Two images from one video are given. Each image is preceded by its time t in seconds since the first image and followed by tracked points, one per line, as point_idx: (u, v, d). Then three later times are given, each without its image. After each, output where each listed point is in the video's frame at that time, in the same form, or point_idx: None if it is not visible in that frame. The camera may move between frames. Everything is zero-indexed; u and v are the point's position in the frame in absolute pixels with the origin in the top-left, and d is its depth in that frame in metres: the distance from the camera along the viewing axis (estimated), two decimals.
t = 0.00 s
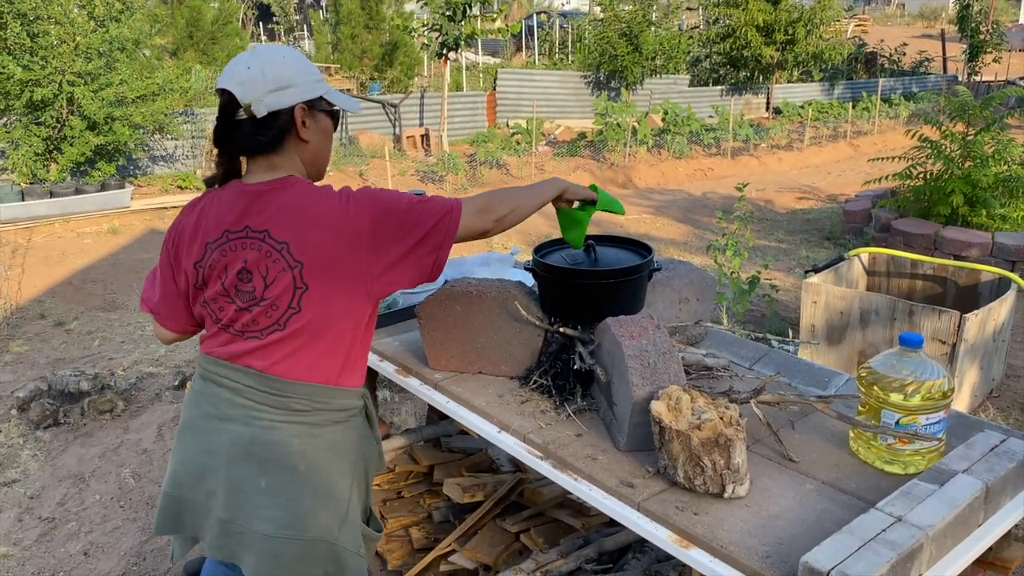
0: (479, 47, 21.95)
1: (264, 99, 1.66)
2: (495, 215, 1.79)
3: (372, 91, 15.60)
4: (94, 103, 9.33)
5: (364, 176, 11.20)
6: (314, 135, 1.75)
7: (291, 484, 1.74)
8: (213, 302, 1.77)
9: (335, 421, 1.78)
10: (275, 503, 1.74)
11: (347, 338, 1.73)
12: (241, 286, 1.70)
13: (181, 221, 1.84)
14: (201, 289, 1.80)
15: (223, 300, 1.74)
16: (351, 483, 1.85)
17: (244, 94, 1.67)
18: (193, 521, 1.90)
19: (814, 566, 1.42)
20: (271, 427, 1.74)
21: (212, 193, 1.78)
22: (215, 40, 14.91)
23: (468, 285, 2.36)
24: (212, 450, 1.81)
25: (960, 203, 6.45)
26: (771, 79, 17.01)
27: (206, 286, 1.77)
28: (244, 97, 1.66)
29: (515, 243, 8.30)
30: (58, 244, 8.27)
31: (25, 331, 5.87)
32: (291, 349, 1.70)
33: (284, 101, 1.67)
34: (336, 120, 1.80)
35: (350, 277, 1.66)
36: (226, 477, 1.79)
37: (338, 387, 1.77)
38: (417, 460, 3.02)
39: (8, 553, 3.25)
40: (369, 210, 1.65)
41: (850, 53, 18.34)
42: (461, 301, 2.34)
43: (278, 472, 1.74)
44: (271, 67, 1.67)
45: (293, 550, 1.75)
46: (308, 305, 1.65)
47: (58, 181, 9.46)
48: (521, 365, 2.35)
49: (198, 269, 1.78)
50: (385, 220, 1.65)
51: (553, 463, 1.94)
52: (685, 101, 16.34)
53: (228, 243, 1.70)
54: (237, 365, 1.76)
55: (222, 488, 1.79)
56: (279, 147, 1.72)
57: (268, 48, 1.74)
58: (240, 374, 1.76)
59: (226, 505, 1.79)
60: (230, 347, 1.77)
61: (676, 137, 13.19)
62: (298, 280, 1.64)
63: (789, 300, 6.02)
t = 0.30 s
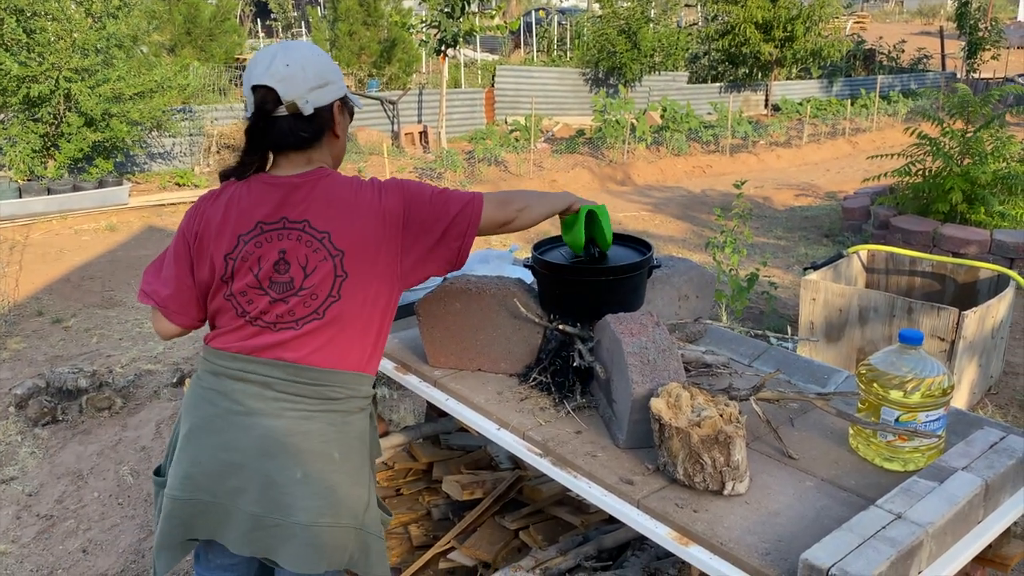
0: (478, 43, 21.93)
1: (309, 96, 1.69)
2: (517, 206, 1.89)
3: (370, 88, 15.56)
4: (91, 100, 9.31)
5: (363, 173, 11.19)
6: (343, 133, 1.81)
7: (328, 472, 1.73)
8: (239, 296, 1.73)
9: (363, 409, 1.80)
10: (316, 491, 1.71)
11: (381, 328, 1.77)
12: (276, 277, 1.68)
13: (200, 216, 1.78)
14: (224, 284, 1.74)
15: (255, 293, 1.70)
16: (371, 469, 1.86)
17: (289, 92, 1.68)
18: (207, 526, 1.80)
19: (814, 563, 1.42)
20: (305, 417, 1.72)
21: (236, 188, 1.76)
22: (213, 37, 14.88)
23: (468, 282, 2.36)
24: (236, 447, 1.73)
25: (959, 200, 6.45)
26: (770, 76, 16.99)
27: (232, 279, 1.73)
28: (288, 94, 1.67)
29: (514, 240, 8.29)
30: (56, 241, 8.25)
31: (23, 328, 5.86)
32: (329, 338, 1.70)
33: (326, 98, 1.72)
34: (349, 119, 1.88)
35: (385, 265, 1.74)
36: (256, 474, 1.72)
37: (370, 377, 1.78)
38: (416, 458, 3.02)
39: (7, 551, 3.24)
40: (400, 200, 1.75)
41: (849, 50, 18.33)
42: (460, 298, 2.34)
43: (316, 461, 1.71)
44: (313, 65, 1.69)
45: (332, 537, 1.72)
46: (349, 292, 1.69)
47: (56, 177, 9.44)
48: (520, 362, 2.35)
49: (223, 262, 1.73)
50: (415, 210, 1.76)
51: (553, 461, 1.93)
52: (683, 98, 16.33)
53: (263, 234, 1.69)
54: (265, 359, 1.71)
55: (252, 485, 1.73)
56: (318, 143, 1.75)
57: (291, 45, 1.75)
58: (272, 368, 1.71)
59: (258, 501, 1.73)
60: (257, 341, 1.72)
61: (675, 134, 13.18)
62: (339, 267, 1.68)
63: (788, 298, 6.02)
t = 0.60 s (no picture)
0: (477, 40, 21.90)
1: (308, 91, 1.69)
2: (512, 200, 1.89)
3: (369, 84, 15.52)
4: (89, 95, 9.29)
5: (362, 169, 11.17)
6: (337, 129, 1.83)
7: (328, 467, 1.73)
8: (235, 288, 1.72)
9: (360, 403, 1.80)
10: (316, 486, 1.71)
11: (376, 317, 1.77)
12: (273, 267, 1.68)
13: (196, 210, 1.77)
14: (221, 277, 1.73)
15: (251, 284, 1.69)
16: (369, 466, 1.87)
17: (289, 89, 1.68)
18: (206, 523, 1.79)
19: (815, 561, 1.42)
20: (305, 412, 1.72)
21: (231, 181, 1.76)
22: (212, 33, 14.86)
23: (468, 279, 2.36)
24: (234, 444, 1.73)
25: (958, 197, 6.44)
26: (769, 73, 16.99)
27: (228, 271, 1.72)
28: (289, 90, 1.67)
29: (513, 237, 8.28)
30: (54, 237, 8.23)
31: (21, 324, 5.85)
32: (325, 327, 1.70)
33: (324, 93, 1.73)
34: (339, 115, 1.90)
35: (379, 253, 1.74)
36: (255, 469, 1.72)
37: (366, 368, 1.78)
38: (416, 454, 3.01)
39: (6, 547, 3.24)
40: (392, 188, 1.76)
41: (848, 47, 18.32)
42: (461, 295, 2.34)
43: (316, 456, 1.71)
44: (312, 61, 1.70)
45: (334, 533, 1.72)
46: (344, 280, 1.69)
47: (54, 173, 9.43)
48: (520, 359, 2.35)
49: (220, 255, 1.72)
50: (407, 198, 1.77)
51: (553, 457, 1.93)
52: (683, 95, 16.32)
53: (259, 224, 1.69)
54: (262, 350, 1.70)
55: (251, 481, 1.72)
56: (316, 138, 1.76)
57: (285, 41, 1.74)
58: (269, 361, 1.70)
59: (257, 497, 1.73)
60: (253, 332, 1.71)
61: (675, 131, 13.17)
62: (334, 255, 1.68)
63: (788, 295, 6.01)
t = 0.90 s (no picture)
0: (476, 36, 21.88)
1: (296, 86, 1.69)
2: (500, 203, 1.86)
3: (368, 81, 15.48)
4: (88, 91, 9.26)
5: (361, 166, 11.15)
6: (326, 126, 1.82)
7: (310, 467, 1.71)
8: (219, 281, 1.71)
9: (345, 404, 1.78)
10: (297, 485, 1.69)
11: (360, 318, 1.74)
12: (256, 260, 1.67)
13: (186, 200, 1.78)
14: (205, 268, 1.73)
15: (235, 277, 1.69)
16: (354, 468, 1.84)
17: (276, 85, 1.67)
18: (187, 521, 1.78)
19: (818, 559, 1.42)
20: (289, 411, 1.70)
21: (221, 174, 1.76)
22: (211, 28, 14.85)
23: (469, 276, 2.35)
24: (216, 441, 1.72)
25: (958, 194, 6.43)
26: (769, 70, 16.98)
27: (213, 262, 1.71)
28: (276, 86, 1.67)
29: (513, 234, 8.27)
30: (53, 233, 8.22)
31: (20, 320, 5.84)
32: (307, 324, 1.68)
33: (311, 89, 1.72)
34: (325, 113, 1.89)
35: (364, 254, 1.72)
36: (237, 467, 1.71)
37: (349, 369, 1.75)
38: (417, 451, 3.01)
39: (6, 544, 3.23)
40: (380, 189, 1.74)
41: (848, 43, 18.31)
42: (462, 292, 2.33)
43: (297, 455, 1.70)
44: (298, 57, 1.69)
45: (314, 534, 1.70)
46: (327, 279, 1.67)
47: (53, 169, 9.41)
48: (522, 357, 2.34)
49: (205, 246, 1.72)
50: (395, 199, 1.74)
51: (554, 455, 1.92)
52: (682, 92, 16.31)
53: (245, 218, 1.69)
54: (245, 345, 1.69)
55: (231, 479, 1.72)
56: (305, 134, 1.75)
57: (270, 39, 1.74)
58: (253, 356, 1.69)
59: (238, 495, 1.71)
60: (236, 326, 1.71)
61: (674, 128, 13.17)
62: (318, 252, 1.66)
63: (788, 292, 6.01)
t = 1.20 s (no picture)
0: (475, 33, 21.85)
1: (248, 77, 1.66)
2: (461, 177, 1.80)
3: (368, 78, 15.45)
4: (87, 88, 9.23)
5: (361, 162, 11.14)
6: (282, 118, 1.79)
7: (293, 456, 1.74)
8: (182, 282, 1.71)
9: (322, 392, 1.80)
10: (281, 475, 1.73)
11: (329, 311, 1.75)
12: (218, 261, 1.67)
13: (143, 201, 1.76)
14: (167, 271, 1.73)
15: (199, 279, 1.69)
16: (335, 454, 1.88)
17: (227, 74, 1.64)
18: (171, 519, 1.79)
19: (822, 557, 1.41)
20: (267, 403, 1.72)
21: (177, 171, 1.74)
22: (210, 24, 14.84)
23: (471, 273, 2.35)
24: (196, 438, 1.73)
25: (959, 191, 6.42)
26: (769, 67, 16.98)
27: (174, 264, 1.71)
28: (228, 75, 1.63)
29: (513, 231, 8.27)
30: (53, 229, 8.21)
31: (20, 317, 5.83)
32: (275, 321, 1.69)
33: (264, 80, 1.70)
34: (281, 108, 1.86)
35: (326, 246, 1.70)
36: (218, 463, 1.72)
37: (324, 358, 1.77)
38: (418, 448, 3.01)
39: (6, 540, 3.23)
40: (336, 178, 1.69)
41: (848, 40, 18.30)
42: (464, 289, 2.33)
43: (280, 446, 1.72)
44: (249, 47, 1.66)
45: (301, 521, 1.75)
46: (290, 277, 1.66)
47: (53, 166, 9.39)
48: (524, 354, 2.33)
49: (167, 249, 1.71)
50: (350, 186, 1.69)
51: (557, 452, 1.92)
52: (682, 89, 16.30)
53: (202, 218, 1.67)
54: (214, 346, 1.70)
55: (214, 475, 1.73)
56: (259, 125, 1.72)
57: (221, 32, 1.71)
58: (224, 355, 1.70)
59: (223, 490, 1.74)
60: (203, 327, 1.71)
61: (674, 125, 13.16)
62: (278, 248, 1.65)
63: (788, 289, 6.01)
